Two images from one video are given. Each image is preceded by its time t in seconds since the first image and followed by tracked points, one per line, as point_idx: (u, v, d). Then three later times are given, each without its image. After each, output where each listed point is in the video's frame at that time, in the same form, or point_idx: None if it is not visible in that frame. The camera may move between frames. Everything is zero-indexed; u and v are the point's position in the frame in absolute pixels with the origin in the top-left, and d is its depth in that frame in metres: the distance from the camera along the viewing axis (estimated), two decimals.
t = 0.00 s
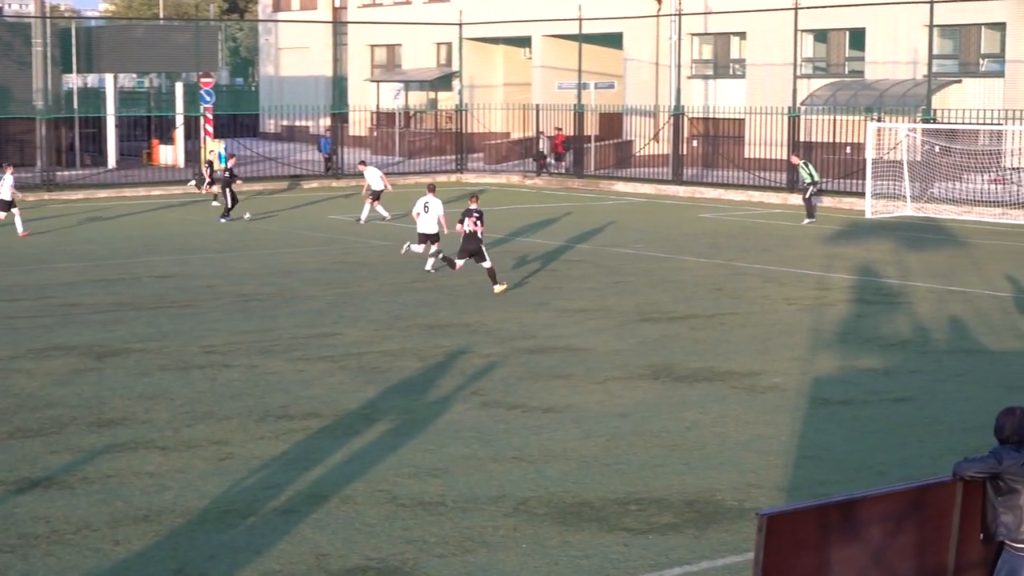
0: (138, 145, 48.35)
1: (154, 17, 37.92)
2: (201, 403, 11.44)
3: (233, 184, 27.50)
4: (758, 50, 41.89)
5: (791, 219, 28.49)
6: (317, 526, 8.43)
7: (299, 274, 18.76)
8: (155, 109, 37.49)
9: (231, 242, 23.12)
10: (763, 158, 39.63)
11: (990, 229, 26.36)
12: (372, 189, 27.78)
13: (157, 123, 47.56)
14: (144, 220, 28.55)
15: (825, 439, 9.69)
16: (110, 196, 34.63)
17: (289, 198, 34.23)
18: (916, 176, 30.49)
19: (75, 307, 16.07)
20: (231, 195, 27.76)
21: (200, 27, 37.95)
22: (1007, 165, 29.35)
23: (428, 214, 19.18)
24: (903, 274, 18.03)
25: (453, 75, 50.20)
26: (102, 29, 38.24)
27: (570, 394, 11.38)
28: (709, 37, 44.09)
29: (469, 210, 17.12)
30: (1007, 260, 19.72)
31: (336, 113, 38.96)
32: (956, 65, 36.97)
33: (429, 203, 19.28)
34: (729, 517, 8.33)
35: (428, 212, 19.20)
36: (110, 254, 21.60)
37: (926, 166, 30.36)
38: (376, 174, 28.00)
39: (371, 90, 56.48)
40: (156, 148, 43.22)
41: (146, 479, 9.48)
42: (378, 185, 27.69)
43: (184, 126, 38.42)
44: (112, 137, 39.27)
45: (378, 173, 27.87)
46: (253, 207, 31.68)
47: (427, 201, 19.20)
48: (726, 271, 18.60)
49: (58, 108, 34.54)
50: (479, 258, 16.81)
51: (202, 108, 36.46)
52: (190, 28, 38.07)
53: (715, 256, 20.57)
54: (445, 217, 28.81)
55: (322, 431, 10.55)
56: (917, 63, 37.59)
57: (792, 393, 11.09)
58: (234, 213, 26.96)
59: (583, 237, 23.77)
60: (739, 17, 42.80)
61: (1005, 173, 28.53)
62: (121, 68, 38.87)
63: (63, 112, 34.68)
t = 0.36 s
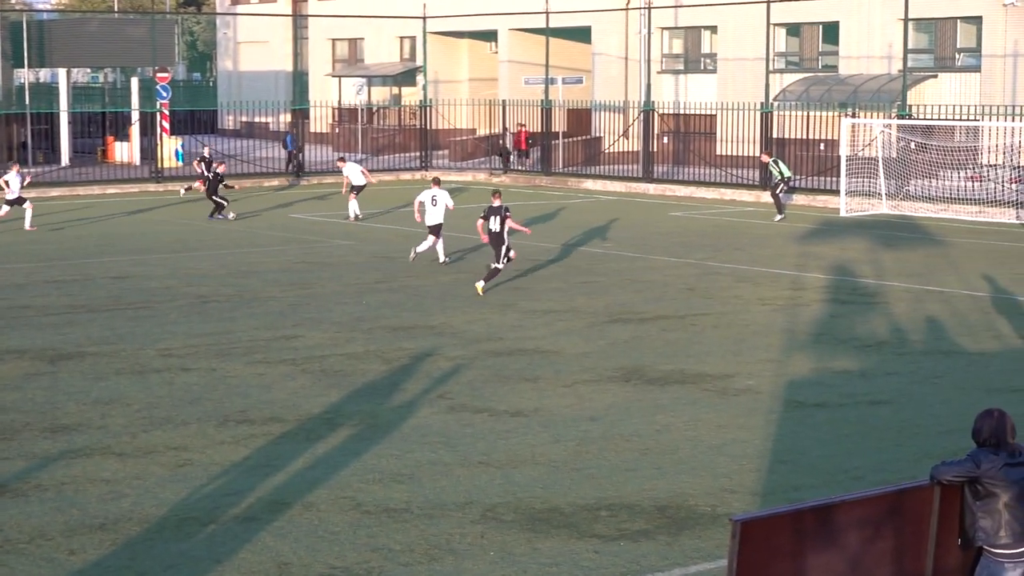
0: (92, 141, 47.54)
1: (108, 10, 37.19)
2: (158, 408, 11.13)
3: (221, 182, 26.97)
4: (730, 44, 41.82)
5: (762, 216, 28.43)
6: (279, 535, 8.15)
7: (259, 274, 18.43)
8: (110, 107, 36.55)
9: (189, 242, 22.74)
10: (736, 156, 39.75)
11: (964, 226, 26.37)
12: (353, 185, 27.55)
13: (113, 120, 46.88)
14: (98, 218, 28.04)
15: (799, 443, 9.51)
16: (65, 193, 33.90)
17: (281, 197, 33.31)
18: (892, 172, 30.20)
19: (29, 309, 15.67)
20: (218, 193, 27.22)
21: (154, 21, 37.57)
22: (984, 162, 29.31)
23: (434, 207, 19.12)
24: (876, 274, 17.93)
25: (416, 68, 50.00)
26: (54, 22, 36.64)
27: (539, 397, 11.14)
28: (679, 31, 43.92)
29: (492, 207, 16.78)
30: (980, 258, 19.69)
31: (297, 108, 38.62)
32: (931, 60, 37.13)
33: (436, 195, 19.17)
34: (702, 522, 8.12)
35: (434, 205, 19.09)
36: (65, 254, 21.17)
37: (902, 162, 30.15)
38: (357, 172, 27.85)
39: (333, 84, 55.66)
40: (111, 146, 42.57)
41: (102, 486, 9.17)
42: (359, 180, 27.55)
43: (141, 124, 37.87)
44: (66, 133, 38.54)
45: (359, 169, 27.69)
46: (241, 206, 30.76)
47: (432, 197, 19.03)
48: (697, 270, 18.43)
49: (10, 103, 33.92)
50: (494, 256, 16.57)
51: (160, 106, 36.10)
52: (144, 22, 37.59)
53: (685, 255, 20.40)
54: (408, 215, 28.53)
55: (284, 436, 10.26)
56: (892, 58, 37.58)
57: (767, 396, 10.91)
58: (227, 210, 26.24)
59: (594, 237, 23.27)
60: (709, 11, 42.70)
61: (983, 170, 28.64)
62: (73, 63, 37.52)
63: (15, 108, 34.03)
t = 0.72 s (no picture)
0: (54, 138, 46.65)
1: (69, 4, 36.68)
2: (122, 413, 10.82)
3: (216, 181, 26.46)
4: (709, 40, 41.73)
5: (742, 216, 28.26)
6: (246, 543, 7.88)
7: (227, 275, 18.12)
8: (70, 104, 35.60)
9: (156, 242, 22.38)
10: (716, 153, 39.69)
11: (944, 225, 26.31)
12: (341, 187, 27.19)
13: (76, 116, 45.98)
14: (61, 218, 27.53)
15: (781, 447, 9.32)
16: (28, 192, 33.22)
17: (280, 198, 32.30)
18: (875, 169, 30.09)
19: None
20: (212, 193, 26.76)
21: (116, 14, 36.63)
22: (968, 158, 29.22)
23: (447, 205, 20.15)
24: (857, 273, 17.80)
25: (387, 63, 49.55)
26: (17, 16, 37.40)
27: (514, 401, 10.91)
28: (658, 26, 43.76)
29: (523, 207, 17.09)
30: (960, 258, 19.61)
31: (265, 105, 37.90)
32: (915, 55, 37.22)
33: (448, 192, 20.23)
34: (681, 530, 7.90)
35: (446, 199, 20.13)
36: (28, 254, 20.76)
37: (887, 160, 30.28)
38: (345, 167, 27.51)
39: (303, 80, 55.09)
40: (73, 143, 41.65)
41: (63, 495, 8.86)
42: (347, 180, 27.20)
43: (104, 120, 36.92)
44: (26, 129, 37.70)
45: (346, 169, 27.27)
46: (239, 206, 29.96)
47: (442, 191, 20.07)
48: (675, 270, 18.25)
49: None
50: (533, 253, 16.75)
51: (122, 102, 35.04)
52: (105, 16, 36.82)
53: (661, 255, 20.23)
54: (379, 214, 28.24)
55: (252, 442, 9.98)
56: (874, 52, 37.32)
57: (747, 399, 10.73)
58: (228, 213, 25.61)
59: (608, 237, 22.92)
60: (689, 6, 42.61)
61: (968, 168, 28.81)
62: (32, 58, 36.91)
63: None
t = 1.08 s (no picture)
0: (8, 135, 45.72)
1: None
2: (76, 418, 10.52)
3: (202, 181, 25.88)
4: (678, 35, 41.71)
5: (707, 215, 27.93)
6: (204, 551, 7.63)
7: (185, 276, 17.82)
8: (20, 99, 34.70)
9: (112, 242, 21.99)
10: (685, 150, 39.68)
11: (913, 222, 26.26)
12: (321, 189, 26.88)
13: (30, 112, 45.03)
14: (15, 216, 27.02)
15: (750, 449, 9.18)
16: None
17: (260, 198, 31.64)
18: (847, 167, 30.43)
19: None
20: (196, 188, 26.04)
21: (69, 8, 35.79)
22: (940, 156, 29.96)
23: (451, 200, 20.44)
24: (825, 273, 17.73)
25: (350, 58, 49.10)
26: None
27: (479, 403, 10.71)
28: (625, 20, 43.68)
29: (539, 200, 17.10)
30: (928, 258, 19.60)
31: (223, 101, 37.29)
32: (887, 50, 37.37)
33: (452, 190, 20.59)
34: (650, 535, 7.73)
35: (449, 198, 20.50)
36: None
37: (858, 157, 30.50)
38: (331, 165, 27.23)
39: (262, 75, 54.68)
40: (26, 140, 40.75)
41: (14, 502, 8.57)
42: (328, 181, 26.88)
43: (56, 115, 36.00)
44: None
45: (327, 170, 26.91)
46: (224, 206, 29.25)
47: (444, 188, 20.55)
48: (641, 270, 18.10)
49: None
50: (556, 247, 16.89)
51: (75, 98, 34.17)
52: (60, 9, 36.03)
53: (626, 254, 20.11)
54: (339, 212, 27.95)
55: (210, 447, 9.72)
56: (847, 47, 37.59)
57: (715, 401, 10.58)
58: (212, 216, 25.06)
59: (604, 237, 22.79)
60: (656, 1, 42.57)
61: (939, 165, 28.77)
62: None
63: None
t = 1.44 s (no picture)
0: None
1: None
2: (26, 421, 10.34)
3: (182, 182, 25.44)
4: (634, 34, 41.83)
5: (663, 215, 27.93)
6: (157, 554, 7.51)
7: (137, 277, 17.60)
8: None
9: (64, 243, 21.70)
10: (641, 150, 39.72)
11: (867, 222, 26.42)
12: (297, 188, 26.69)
13: None
14: None
15: (707, 450, 9.15)
16: None
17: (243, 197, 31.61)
18: (802, 166, 30.38)
19: None
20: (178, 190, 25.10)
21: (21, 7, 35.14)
22: (896, 156, 30.00)
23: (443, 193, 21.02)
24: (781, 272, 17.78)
25: (304, 58, 48.76)
26: None
27: (435, 405, 10.63)
28: (581, 19, 43.72)
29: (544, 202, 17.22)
30: (884, 257, 19.70)
31: (177, 102, 36.80)
32: (843, 49, 37.37)
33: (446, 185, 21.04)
34: (607, 535, 7.68)
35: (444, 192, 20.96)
36: None
37: (814, 157, 30.36)
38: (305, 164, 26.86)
39: (214, 75, 54.18)
40: None
41: None
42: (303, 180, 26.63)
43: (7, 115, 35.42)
44: None
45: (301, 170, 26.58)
46: (207, 207, 29.04)
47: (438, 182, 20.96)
48: (599, 270, 18.08)
49: None
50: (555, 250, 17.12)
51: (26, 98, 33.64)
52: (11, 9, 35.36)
53: (583, 254, 20.10)
54: (294, 213, 27.76)
55: (163, 450, 9.58)
56: (802, 46, 37.95)
57: (672, 401, 10.56)
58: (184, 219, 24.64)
59: (593, 237, 22.78)
60: None
61: (895, 163, 29.61)
62: None
63: None
